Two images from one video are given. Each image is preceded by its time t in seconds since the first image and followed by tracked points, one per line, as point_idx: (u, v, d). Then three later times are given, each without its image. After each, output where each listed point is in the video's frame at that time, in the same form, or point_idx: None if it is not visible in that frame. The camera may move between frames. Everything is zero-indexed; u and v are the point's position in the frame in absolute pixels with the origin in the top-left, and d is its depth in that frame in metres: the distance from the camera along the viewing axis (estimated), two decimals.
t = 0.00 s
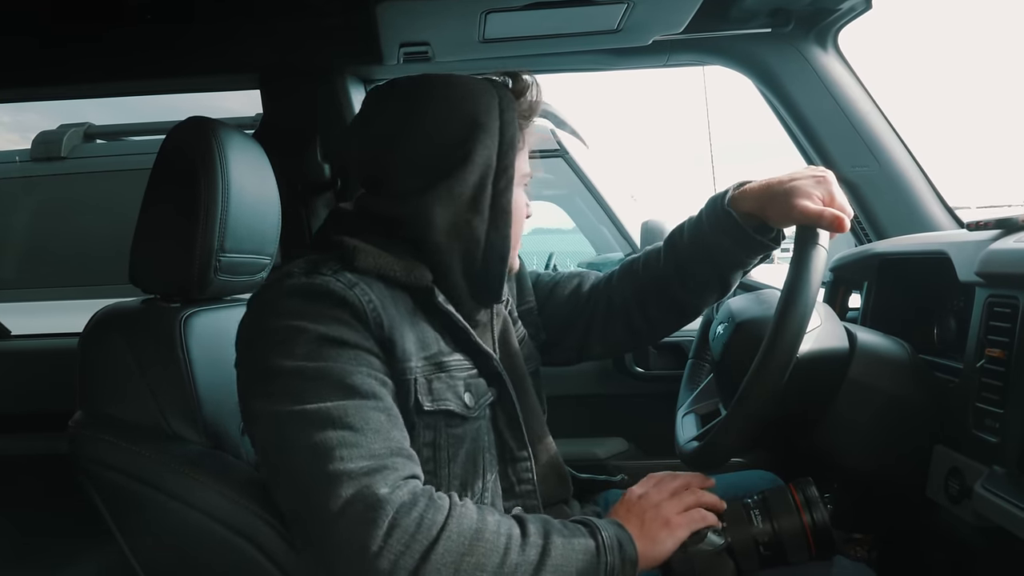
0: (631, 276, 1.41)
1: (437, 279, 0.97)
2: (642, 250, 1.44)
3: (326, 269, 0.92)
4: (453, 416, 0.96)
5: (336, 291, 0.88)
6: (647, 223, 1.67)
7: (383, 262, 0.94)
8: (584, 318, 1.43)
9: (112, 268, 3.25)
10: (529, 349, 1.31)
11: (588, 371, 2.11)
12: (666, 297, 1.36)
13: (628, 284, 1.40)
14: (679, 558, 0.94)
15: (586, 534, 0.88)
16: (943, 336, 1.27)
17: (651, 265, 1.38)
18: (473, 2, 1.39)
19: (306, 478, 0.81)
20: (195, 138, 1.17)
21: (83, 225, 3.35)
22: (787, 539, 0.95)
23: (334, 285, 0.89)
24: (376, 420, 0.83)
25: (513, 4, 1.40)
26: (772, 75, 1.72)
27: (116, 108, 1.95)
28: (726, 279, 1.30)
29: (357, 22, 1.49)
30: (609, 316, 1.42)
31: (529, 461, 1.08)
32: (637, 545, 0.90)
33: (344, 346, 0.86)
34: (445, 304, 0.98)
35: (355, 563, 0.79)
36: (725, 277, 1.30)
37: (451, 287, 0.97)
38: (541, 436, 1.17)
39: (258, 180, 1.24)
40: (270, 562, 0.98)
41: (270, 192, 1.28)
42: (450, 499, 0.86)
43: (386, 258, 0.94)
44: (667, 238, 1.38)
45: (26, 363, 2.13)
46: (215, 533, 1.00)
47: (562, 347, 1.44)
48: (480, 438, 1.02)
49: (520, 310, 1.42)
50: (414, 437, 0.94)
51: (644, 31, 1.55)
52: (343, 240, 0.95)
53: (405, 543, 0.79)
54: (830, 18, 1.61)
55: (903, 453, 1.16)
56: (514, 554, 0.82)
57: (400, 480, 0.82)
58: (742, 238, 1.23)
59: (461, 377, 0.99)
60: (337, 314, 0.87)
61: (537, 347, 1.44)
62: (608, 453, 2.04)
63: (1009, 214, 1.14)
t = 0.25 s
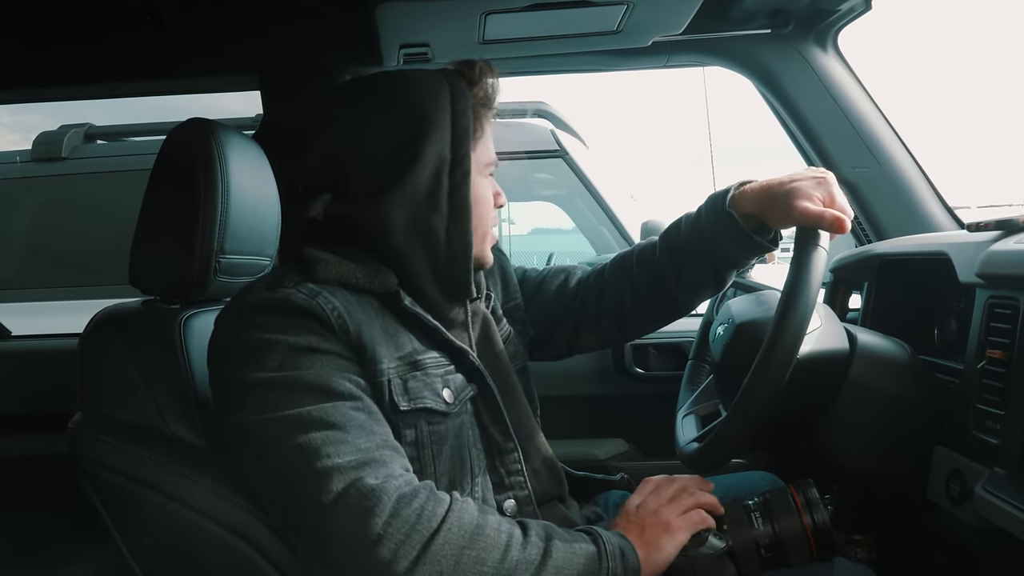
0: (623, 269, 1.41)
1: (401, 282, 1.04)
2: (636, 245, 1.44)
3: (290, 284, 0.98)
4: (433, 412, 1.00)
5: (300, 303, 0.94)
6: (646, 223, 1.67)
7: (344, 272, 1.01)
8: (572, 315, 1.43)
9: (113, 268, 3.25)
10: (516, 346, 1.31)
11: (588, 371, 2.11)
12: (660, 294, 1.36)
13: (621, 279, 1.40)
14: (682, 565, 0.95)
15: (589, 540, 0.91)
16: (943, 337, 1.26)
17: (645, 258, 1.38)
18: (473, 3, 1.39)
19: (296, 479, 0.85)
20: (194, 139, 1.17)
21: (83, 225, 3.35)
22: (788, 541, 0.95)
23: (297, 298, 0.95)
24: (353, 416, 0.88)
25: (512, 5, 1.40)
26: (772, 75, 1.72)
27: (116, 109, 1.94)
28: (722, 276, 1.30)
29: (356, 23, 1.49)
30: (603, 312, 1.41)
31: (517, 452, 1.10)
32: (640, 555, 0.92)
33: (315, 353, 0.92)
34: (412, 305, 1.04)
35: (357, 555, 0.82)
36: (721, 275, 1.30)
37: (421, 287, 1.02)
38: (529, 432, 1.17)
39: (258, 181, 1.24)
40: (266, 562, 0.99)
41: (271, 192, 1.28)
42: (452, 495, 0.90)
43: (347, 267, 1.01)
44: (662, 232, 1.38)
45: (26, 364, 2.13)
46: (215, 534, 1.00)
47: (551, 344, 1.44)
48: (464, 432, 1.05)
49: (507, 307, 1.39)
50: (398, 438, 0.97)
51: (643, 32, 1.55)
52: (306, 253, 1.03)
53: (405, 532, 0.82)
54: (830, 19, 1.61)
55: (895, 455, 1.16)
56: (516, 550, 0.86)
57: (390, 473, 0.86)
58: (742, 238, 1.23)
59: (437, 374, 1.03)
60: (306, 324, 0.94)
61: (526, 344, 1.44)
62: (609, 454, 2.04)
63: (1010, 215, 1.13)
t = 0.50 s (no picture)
0: (622, 265, 1.40)
1: (387, 284, 1.04)
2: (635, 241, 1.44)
3: (275, 289, 0.98)
4: (427, 411, 1.00)
5: (288, 310, 0.94)
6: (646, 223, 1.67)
7: (330, 277, 1.01)
8: (570, 312, 1.43)
9: (113, 268, 3.25)
10: (511, 345, 1.31)
11: (588, 371, 2.11)
12: (659, 292, 1.36)
13: (619, 276, 1.40)
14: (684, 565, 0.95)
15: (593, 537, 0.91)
16: (943, 336, 1.26)
17: (644, 255, 1.38)
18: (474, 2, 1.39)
19: (293, 476, 0.86)
20: (194, 139, 1.17)
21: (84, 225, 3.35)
22: (787, 541, 0.95)
23: (285, 304, 0.95)
24: (348, 410, 0.89)
25: (513, 5, 1.41)
26: (772, 75, 1.72)
27: (116, 109, 1.95)
28: (722, 275, 1.30)
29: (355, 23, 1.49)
30: (601, 309, 1.41)
31: (511, 449, 1.10)
32: (645, 552, 0.92)
33: (308, 353, 0.93)
34: (400, 307, 1.04)
35: (358, 542, 0.83)
36: (720, 273, 1.30)
37: (400, 287, 1.05)
38: (524, 430, 1.17)
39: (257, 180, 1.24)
40: (267, 561, 0.99)
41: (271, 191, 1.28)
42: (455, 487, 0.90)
43: (332, 271, 1.01)
44: (662, 230, 1.38)
45: (26, 364, 2.13)
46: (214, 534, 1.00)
47: (548, 340, 1.45)
48: (458, 430, 1.05)
49: (502, 304, 1.39)
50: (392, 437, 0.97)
51: (643, 31, 1.55)
52: (293, 260, 1.01)
53: (407, 519, 0.83)
54: (830, 18, 1.61)
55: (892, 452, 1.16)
56: (520, 540, 0.87)
57: (390, 463, 0.87)
58: (741, 236, 1.23)
59: (429, 373, 1.03)
60: (297, 326, 0.94)
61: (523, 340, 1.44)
62: (609, 453, 2.04)
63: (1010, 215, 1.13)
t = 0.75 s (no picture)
0: (625, 266, 1.40)
1: (386, 285, 1.05)
2: (637, 242, 1.44)
3: (275, 292, 0.98)
4: (428, 414, 1.00)
5: (287, 313, 0.94)
6: (646, 223, 1.67)
7: (328, 279, 1.01)
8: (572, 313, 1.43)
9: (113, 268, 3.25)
10: (512, 346, 1.31)
11: (588, 371, 2.11)
12: (660, 292, 1.36)
13: (621, 276, 1.40)
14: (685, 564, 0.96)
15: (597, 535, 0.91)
16: (944, 336, 1.27)
17: (645, 256, 1.38)
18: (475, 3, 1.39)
19: (293, 479, 0.86)
20: (194, 140, 1.16)
21: (84, 225, 3.35)
22: (788, 540, 0.95)
23: (285, 308, 0.95)
24: (347, 413, 0.88)
25: (513, 5, 1.41)
26: (772, 74, 1.72)
27: (117, 109, 1.95)
28: (722, 275, 1.30)
29: (356, 23, 1.49)
30: (602, 309, 1.41)
31: (512, 451, 1.10)
32: (648, 548, 0.93)
33: (307, 357, 0.93)
34: (399, 310, 1.04)
35: (358, 545, 0.83)
36: (721, 273, 1.30)
37: (397, 288, 1.05)
38: (524, 430, 1.16)
39: (258, 180, 1.24)
40: (270, 563, 0.99)
41: (272, 191, 1.28)
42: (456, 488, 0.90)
43: (331, 274, 1.01)
44: (663, 230, 1.38)
45: (26, 364, 2.13)
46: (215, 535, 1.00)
47: (549, 341, 1.44)
48: (458, 432, 1.05)
49: (505, 305, 1.39)
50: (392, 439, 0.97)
51: (643, 31, 1.55)
52: (291, 262, 1.01)
53: (406, 521, 0.83)
54: (831, 18, 1.61)
55: (892, 452, 1.16)
56: (520, 540, 0.87)
57: (389, 465, 0.86)
58: (743, 237, 1.23)
59: (430, 375, 1.04)
60: (295, 330, 0.94)
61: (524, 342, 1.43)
62: (609, 453, 2.04)
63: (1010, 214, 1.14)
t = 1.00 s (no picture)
0: (626, 269, 1.40)
1: (389, 285, 1.05)
2: (639, 245, 1.44)
3: (277, 292, 0.98)
4: (429, 416, 1.00)
5: (290, 314, 0.94)
6: (646, 223, 1.67)
7: (330, 279, 1.01)
8: (575, 317, 1.43)
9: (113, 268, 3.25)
10: (512, 346, 1.31)
11: (588, 371, 2.11)
12: (662, 295, 1.36)
13: (623, 279, 1.40)
14: (685, 565, 0.96)
15: (597, 540, 0.91)
16: (944, 336, 1.27)
17: (647, 258, 1.38)
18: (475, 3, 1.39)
19: (294, 483, 0.85)
20: (194, 140, 1.16)
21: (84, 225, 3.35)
22: (790, 541, 0.95)
23: (287, 309, 0.95)
24: (348, 417, 0.88)
25: (513, 5, 1.41)
26: (772, 74, 1.72)
27: (116, 109, 1.95)
28: (723, 276, 1.30)
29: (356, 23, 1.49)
30: (604, 311, 1.41)
31: (513, 452, 1.10)
32: (650, 552, 0.93)
33: (308, 358, 0.93)
34: (402, 310, 1.04)
35: (356, 551, 0.83)
36: (722, 274, 1.30)
37: (399, 289, 1.05)
38: (524, 431, 1.16)
39: (259, 181, 1.24)
40: (270, 564, 0.99)
41: (271, 192, 1.27)
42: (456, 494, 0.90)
43: (334, 274, 1.01)
44: (665, 233, 1.37)
45: (26, 364, 2.13)
46: (215, 535, 1.00)
47: (550, 343, 1.44)
48: (459, 435, 1.05)
49: (507, 308, 1.39)
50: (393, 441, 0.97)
51: (644, 32, 1.55)
52: (294, 261, 1.02)
53: (406, 528, 0.83)
54: (831, 18, 1.61)
55: (892, 453, 1.16)
56: (519, 546, 0.86)
57: (389, 471, 0.86)
58: (744, 238, 1.23)
59: (432, 377, 1.03)
60: (297, 332, 0.94)
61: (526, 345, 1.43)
62: (608, 453, 2.04)
63: (1010, 215, 1.14)
